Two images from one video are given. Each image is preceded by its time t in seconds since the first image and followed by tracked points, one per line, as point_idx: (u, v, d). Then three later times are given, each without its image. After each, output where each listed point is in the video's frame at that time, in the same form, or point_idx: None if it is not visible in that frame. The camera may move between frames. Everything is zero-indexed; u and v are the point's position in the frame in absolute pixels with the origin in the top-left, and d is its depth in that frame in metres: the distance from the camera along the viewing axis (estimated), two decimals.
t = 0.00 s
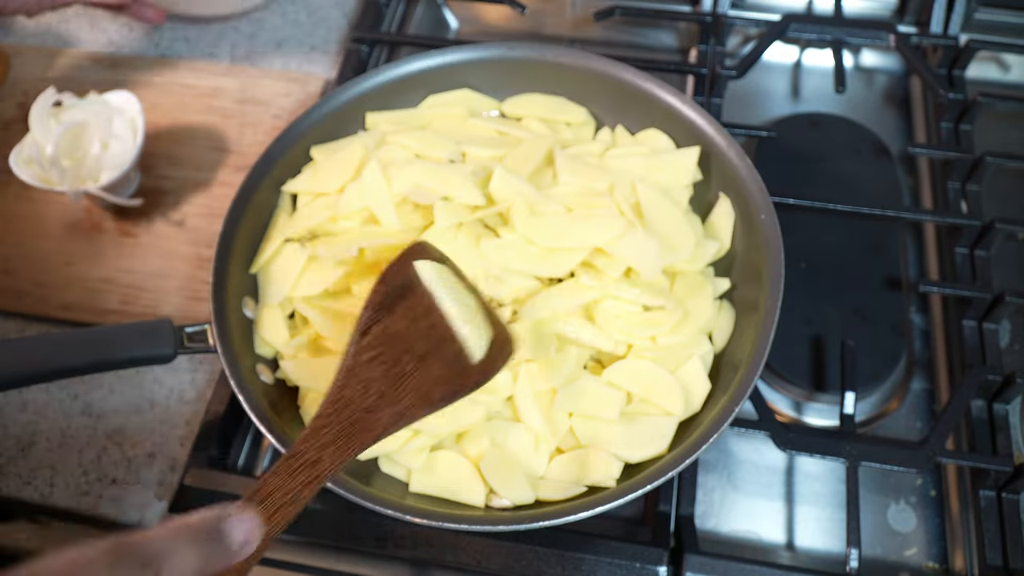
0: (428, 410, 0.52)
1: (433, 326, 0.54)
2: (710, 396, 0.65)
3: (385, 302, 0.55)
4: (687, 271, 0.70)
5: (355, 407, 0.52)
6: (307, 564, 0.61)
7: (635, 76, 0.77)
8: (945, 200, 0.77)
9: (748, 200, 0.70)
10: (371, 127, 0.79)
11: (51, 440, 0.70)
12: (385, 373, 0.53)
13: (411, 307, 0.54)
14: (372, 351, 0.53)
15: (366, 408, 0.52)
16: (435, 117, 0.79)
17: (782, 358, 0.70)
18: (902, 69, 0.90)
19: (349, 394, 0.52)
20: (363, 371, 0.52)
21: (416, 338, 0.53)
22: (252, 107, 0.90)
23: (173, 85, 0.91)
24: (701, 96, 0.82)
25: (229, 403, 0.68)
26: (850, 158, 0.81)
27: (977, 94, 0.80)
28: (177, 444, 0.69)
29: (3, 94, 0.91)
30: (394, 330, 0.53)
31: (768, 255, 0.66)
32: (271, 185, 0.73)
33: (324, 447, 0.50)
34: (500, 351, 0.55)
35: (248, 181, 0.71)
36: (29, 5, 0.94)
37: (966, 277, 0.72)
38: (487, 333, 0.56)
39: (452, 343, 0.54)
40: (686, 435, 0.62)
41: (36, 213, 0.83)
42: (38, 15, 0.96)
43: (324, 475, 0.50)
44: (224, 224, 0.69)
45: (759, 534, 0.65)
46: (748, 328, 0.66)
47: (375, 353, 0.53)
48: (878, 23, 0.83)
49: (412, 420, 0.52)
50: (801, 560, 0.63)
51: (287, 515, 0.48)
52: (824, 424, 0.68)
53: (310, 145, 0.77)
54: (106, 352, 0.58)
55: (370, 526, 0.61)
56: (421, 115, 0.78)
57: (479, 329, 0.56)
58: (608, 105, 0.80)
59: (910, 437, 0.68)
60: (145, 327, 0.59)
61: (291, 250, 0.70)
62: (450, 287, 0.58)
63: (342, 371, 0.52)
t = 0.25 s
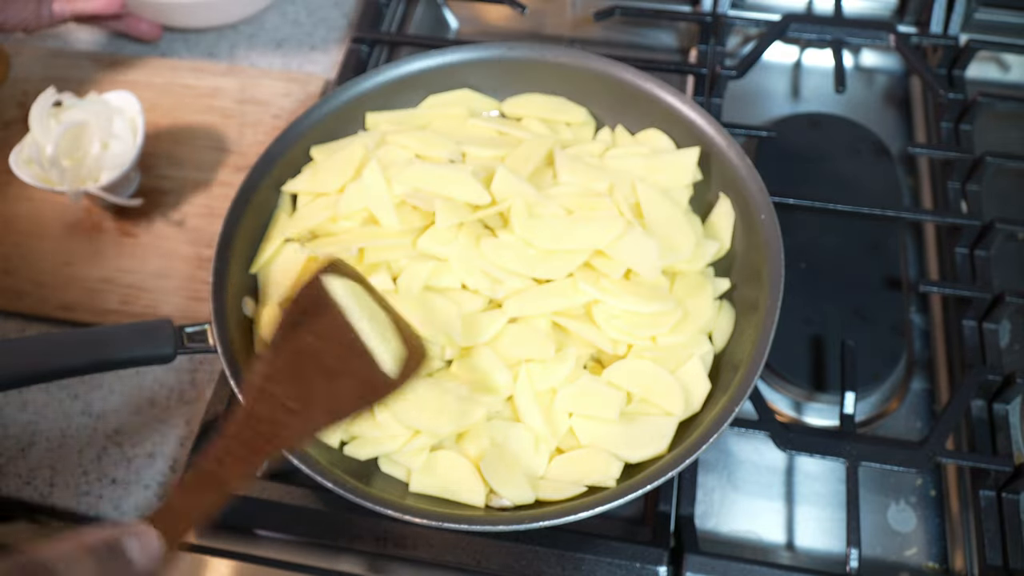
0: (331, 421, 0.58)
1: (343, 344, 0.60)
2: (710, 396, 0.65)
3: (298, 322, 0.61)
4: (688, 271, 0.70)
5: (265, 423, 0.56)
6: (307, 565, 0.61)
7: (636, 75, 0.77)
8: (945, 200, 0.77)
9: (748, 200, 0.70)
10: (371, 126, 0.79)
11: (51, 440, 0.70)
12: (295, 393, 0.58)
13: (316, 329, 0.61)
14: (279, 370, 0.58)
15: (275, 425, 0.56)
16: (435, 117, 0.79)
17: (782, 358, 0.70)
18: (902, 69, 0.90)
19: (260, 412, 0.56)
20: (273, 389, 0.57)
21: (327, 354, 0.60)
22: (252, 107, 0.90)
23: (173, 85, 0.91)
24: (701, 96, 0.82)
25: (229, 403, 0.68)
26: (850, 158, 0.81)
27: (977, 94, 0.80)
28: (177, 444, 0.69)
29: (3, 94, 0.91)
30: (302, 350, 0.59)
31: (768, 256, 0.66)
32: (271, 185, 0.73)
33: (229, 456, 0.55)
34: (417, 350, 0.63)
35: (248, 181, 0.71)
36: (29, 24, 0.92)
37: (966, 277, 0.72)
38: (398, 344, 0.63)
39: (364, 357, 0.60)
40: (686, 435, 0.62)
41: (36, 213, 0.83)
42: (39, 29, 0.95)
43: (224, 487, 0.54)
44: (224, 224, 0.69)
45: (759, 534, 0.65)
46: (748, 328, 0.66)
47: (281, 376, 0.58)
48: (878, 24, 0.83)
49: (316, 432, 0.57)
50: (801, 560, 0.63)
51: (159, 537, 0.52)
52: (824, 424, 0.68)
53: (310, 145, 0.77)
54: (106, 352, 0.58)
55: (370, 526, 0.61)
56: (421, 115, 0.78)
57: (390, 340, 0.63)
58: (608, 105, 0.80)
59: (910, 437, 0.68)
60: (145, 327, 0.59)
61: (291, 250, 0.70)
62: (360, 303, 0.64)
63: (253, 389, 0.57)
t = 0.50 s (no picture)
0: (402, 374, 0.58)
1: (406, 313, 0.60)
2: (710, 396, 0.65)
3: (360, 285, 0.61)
4: (688, 270, 0.70)
5: (340, 368, 0.56)
6: (307, 565, 0.61)
7: (636, 75, 0.77)
8: (945, 200, 0.77)
9: (748, 200, 0.69)
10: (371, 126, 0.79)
11: (51, 440, 0.70)
12: (369, 342, 0.58)
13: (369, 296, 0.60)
14: (348, 321, 0.58)
15: (351, 372, 0.56)
16: (435, 117, 0.79)
17: (782, 358, 0.70)
18: (902, 69, 0.90)
19: (337, 359, 0.57)
20: (348, 339, 0.58)
21: (393, 313, 0.59)
22: (252, 107, 0.90)
23: (173, 85, 0.91)
24: (701, 96, 0.82)
25: (229, 403, 0.68)
26: (850, 158, 0.81)
27: (977, 94, 0.80)
28: (177, 444, 0.69)
29: (3, 94, 0.91)
30: (372, 308, 0.59)
31: (768, 255, 0.66)
32: (271, 185, 0.73)
33: (319, 399, 0.55)
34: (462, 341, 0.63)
35: (248, 181, 0.71)
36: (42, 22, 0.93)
37: (966, 277, 0.72)
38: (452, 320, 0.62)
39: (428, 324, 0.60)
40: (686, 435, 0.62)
41: (35, 213, 0.83)
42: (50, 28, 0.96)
43: (293, 441, 0.53)
44: (224, 224, 0.69)
45: (759, 534, 0.65)
46: (748, 327, 0.66)
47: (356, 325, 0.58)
48: (878, 23, 0.83)
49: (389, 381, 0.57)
50: (801, 560, 0.63)
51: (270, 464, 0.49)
52: (824, 424, 0.68)
53: (310, 145, 0.77)
54: (106, 352, 0.57)
55: (369, 526, 0.61)
56: (421, 115, 0.78)
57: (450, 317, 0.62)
58: (608, 104, 0.80)
59: (910, 437, 0.68)
60: (145, 327, 0.59)
61: (291, 248, 0.70)
62: (416, 276, 0.64)
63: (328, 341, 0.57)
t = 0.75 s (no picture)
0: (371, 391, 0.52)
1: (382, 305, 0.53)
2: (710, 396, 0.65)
3: (332, 282, 0.53)
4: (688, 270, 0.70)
5: (301, 389, 0.51)
6: (307, 565, 0.61)
7: (635, 75, 0.77)
8: (945, 200, 0.77)
9: (748, 200, 0.69)
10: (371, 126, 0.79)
11: (51, 439, 0.70)
12: (334, 355, 0.52)
13: (359, 287, 0.53)
14: (312, 326, 0.52)
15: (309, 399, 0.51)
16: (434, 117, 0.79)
17: (782, 358, 0.70)
18: (902, 69, 0.90)
19: (299, 375, 0.51)
20: (311, 352, 0.52)
21: (366, 316, 0.53)
22: (252, 107, 0.90)
23: (173, 85, 0.91)
24: (701, 96, 0.82)
25: (229, 403, 0.68)
26: (850, 158, 0.81)
27: (977, 94, 0.80)
28: (177, 444, 0.69)
29: (3, 94, 0.91)
30: (344, 308, 0.53)
31: (768, 255, 0.66)
32: (271, 185, 0.73)
33: (272, 428, 0.50)
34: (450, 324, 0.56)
35: (248, 181, 0.71)
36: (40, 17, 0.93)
37: (966, 278, 0.72)
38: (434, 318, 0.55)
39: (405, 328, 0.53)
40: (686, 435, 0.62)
41: (35, 213, 0.83)
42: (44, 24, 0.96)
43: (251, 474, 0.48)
44: (224, 224, 0.69)
45: (759, 534, 0.65)
46: (748, 327, 0.66)
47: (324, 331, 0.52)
48: (878, 23, 0.83)
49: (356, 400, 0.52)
50: (800, 560, 0.63)
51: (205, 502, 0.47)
52: (824, 424, 0.68)
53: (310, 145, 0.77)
54: (106, 352, 0.57)
55: (369, 526, 0.61)
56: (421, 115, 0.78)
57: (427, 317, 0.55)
58: (608, 104, 0.80)
59: (910, 437, 0.68)
60: (145, 327, 0.59)
61: (291, 248, 0.70)
62: (408, 272, 0.56)
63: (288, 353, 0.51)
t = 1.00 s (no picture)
0: (428, 301, 0.53)
1: (430, 232, 0.53)
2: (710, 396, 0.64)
3: (376, 214, 0.54)
4: (688, 271, 0.70)
5: (356, 307, 0.52)
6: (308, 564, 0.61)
7: (635, 75, 0.77)
8: (945, 200, 0.77)
9: (748, 200, 0.70)
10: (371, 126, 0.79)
11: (51, 440, 0.70)
12: (385, 272, 0.53)
13: (405, 213, 0.53)
14: (359, 257, 0.53)
15: (358, 328, 0.51)
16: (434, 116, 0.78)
17: (782, 358, 0.70)
18: (902, 69, 0.90)
19: (353, 293, 0.52)
20: (364, 272, 0.53)
21: (408, 238, 0.53)
22: (252, 107, 0.90)
23: (173, 85, 0.91)
24: (701, 96, 0.82)
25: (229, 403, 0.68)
26: (850, 158, 0.81)
27: (977, 94, 0.80)
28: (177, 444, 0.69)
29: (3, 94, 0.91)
30: (388, 232, 0.53)
31: (768, 255, 0.66)
32: (271, 185, 0.73)
33: (331, 344, 0.51)
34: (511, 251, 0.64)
35: (248, 181, 0.71)
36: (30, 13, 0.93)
37: (966, 278, 0.72)
38: (490, 226, 0.55)
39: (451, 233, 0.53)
40: (687, 435, 0.62)
41: (35, 213, 0.83)
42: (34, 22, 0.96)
43: (336, 362, 0.50)
44: (224, 224, 0.69)
45: (759, 534, 0.65)
46: (748, 327, 0.66)
47: (375, 254, 0.53)
48: (878, 23, 0.83)
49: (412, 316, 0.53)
50: (801, 560, 0.63)
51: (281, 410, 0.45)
52: (824, 424, 0.68)
53: (310, 145, 0.77)
54: (105, 352, 0.57)
55: (369, 526, 0.61)
56: (421, 115, 0.78)
57: (482, 224, 0.55)
58: (608, 103, 0.80)
59: (910, 437, 0.68)
60: (145, 327, 0.59)
61: (291, 248, 0.70)
62: (448, 192, 0.56)
63: (340, 280, 0.52)
